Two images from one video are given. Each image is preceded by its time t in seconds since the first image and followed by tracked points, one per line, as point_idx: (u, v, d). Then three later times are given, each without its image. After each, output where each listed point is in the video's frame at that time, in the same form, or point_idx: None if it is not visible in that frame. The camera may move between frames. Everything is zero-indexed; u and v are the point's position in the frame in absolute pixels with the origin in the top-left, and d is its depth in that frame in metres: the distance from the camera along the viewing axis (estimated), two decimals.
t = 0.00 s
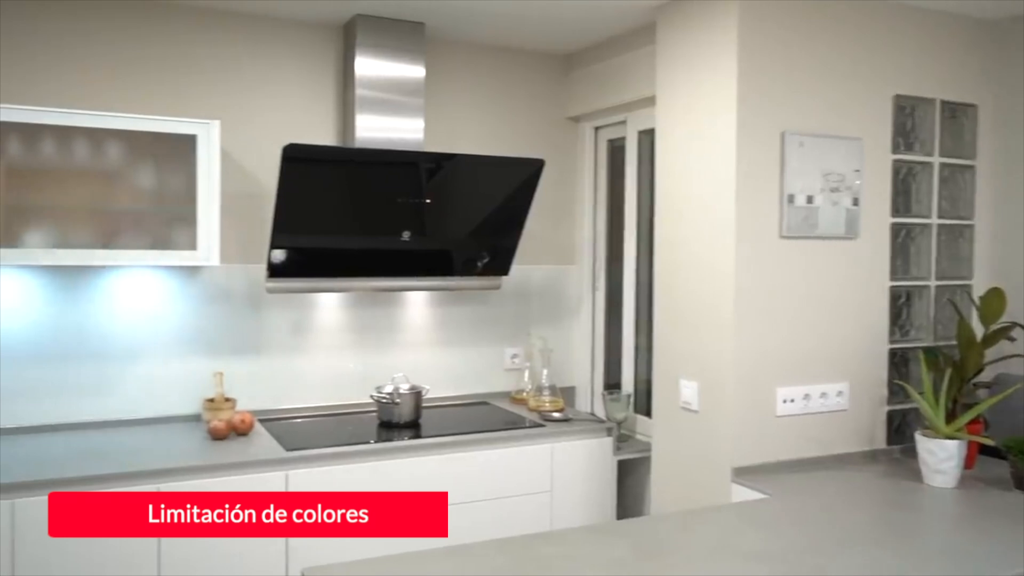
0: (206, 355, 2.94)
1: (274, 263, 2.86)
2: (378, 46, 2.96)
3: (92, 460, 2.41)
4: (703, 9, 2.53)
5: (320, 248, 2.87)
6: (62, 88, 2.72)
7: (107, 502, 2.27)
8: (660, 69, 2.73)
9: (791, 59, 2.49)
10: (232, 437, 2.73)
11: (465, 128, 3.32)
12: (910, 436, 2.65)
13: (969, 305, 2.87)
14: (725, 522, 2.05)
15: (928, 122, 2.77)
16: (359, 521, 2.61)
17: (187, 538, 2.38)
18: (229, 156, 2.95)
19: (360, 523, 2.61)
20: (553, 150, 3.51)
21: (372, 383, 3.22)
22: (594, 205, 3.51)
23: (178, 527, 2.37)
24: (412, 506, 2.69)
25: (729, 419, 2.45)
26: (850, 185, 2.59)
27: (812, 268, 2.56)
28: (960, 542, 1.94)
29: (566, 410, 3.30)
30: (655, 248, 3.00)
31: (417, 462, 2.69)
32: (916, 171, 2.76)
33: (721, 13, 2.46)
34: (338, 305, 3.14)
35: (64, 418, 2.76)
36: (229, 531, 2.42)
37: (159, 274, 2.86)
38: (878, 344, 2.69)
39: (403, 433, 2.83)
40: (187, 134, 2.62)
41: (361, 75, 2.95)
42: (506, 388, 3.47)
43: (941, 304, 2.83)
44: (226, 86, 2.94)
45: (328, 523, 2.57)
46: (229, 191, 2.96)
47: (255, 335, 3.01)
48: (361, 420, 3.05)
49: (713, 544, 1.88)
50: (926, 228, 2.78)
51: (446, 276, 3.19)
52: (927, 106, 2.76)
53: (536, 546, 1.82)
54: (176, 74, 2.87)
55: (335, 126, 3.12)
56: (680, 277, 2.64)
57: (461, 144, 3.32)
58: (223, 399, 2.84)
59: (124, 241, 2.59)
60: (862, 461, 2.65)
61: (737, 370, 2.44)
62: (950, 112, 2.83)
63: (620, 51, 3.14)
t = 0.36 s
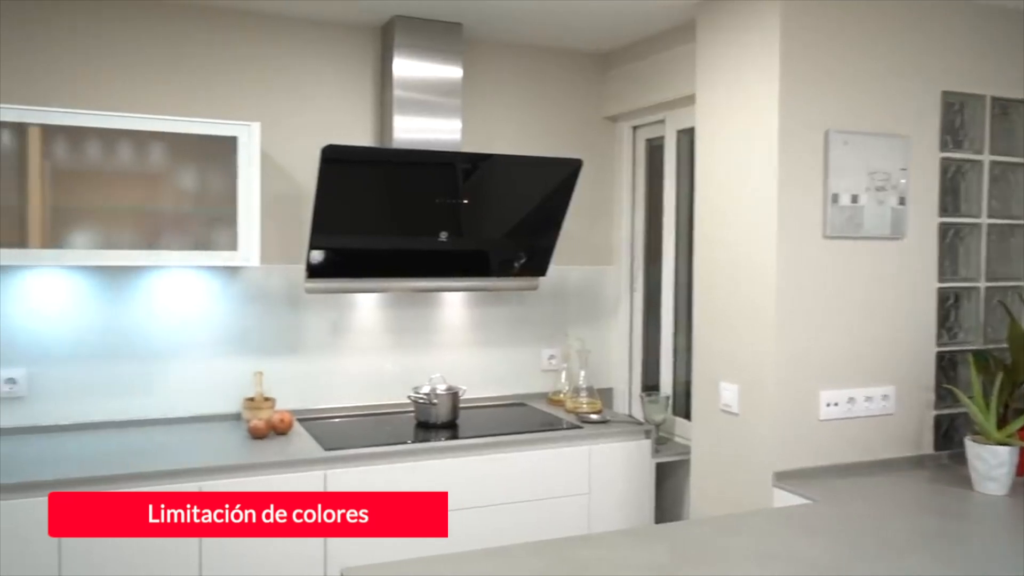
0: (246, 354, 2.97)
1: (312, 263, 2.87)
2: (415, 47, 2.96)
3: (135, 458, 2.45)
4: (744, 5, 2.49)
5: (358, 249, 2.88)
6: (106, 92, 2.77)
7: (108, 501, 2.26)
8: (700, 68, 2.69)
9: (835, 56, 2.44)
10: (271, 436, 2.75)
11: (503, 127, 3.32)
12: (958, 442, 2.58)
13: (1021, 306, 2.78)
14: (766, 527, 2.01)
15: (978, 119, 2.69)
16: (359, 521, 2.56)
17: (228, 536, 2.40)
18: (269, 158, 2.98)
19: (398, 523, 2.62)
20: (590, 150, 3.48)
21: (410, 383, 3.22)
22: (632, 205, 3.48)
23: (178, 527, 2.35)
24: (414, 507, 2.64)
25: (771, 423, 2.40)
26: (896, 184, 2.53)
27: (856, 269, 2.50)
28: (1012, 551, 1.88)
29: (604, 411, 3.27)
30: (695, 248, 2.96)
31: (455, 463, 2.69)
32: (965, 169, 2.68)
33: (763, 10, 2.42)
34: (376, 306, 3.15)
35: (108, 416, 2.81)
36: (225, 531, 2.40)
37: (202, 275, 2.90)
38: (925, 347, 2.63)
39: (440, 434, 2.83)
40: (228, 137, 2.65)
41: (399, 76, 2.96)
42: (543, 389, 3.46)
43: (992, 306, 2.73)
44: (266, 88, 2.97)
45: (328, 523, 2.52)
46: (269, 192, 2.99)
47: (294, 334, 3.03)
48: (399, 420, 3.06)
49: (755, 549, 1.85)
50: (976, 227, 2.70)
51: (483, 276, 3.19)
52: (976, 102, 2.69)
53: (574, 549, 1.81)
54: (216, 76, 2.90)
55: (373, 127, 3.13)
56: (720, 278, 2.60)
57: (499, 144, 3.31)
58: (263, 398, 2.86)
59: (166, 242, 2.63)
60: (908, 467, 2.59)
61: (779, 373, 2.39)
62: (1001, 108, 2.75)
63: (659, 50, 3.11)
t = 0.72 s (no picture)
0: (282, 354, 2.99)
1: (348, 263, 2.88)
2: (452, 47, 2.96)
3: (172, 456, 2.48)
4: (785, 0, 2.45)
5: (394, 249, 2.89)
6: (148, 94, 2.80)
7: (110, 501, 2.25)
8: (739, 65, 2.65)
9: (880, 51, 2.39)
10: (308, 435, 2.76)
11: (539, 127, 3.30)
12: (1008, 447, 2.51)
13: None
14: (809, 532, 1.97)
15: None
16: (359, 521, 2.51)
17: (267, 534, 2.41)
18: (306, 159, 3.00)
19: (434, 523, 2.61)
20: (627, 149, 3.45)
21: (445, 384, 3.22)
22: (669, 205, 3.44)
23: (178, 527, 2.34)
24: (412, 506, 2.59)
25: (813, 426, 2.36)
26: (943, 182, 2.47)
27: (902, 269, 2.44)
28: None
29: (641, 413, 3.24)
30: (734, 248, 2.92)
31: (490, 464, 2.68)
32: (1015, 167, 2.61)
33: (805, 5, 2.37)
34: (412, 306, 3.16)
35: (146, 414, 2.85)
36: (230, 531, 2.38)
37: (241, 274, 2.93)
38: (973, 349, 2.56)
39: (476, 435, 2.83)
40: (266, 137, 2.67)
41: (435, 77, 2.96)
42: (579, 390, 3.43)
43: None
44: (304, 89, 2.99)
45: (328, 523, 2.48)
46: (307, 193, 3.00)
47: (330, 334, 3.05)
48: (434, 420, 3.06)
49: (797, 554, 1.81)
50: None
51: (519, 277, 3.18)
52: None
53: (613, 552, 1.78)
54: (255, 78, 2.93)
55: (409, 127, 3.13)
56: (761, 278, 2.56)
57: (534, 144, 3.29)
58: (300, 398, 2.88)
59: (205, 242, 2.65)
60: (955, 472, 2.52)
61: (821, 375, 2.35)
62: None
63: (697, 47, 3.08)
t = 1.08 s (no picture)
0: (317, 353, 3.01)
1: (383, 263, 2.89)
2: (486, 47, 2.95)
3: (208, 454, 2.50)
4: None
5: (428, 249, 2.88)
6: (185, 95, 2.83)
7: (110, 501, 2.25)
8: (778, 62, 2.60)
9: (925, 46, 2.33)
10: (343, 434, 2.77)
11: (573, 126, 3.27)
12: None
13: None
14: (851, 538, 1.92)
15: None
16: (359, 521, 2.47)
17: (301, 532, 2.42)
18: (342, 159, 3.01)
19: (468, 524, 2.61)
20: (663, 148, 3.41)
21: (480, 384, 3.21)
22: (706, 204, 3.39)
23: (178, 528, 2.33)
24: (412, 506, 2.54)
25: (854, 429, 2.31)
26: (991, 180, 2.40)
27: (947, 269, 2.38)
28: None
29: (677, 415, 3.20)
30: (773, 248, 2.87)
31: (525, 465, 2.66)
32: None
33: None
34: (446, 305, 3.15)
35: (182, 412, 2.88)
36: (241, 531, 2.37)
37: (277, 274, 2.95)
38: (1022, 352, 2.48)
39: (510, 435, 2.82)
40: (301, 138, 2.68)
41: (469, 77, 2.95)
42: (614, 391, 3.40)
43: None
44: (339, 90, 3.00)
45: (328, 523, 2.45)
46: (342, 193, 3.01)
47: (365, 333, 3.06)
48: (468, 421, 3.05)
49: (839, 561, 1.77)
50: None
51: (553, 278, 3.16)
52: None
53: (649, 556, 1.76)
54: (290, 79, 2.94)
55: (444, 127, 3.13)
56: (800, 279, 2.51)
57: (568, 143, 3.27)
58: (336, 398, 2.89)
59: (242, 242, 2.67)
60: (1004, 479, 2.45)
61: (863, 378, 2.29)
62: None
63: (735, 44, 3.03)
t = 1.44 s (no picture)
0: (352, 352, 3.01)
1: (416, 263, 2.89)
2: (520, 46, 2.93)
3: (243, 452, 2.52)
4: None
5: (462, 248, 2.87)
6: (222, 96, 2.86)
7: (109, 501, 2.26)
8: (818, 58, 2.55)
9: (972, 41, 2.26)
10: (376, 434, 2.77)
11: (607, 125, 3.24)
12: None
13: None
14: (894, 544, 1.87)
15: None
16: (359, 521, 2.45)
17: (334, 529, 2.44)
18: (376, 160, 3.01)
19: (502, 526, 2.59)
20: (698, 147, 3.36)
21: (513, 384, 3.20)
22: (743, 204, 3.34)
23: (178, 527, 2.33)
24: (411, 506, 2.50)
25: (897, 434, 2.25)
26: None
27: (994, 270, 2.32)
28: None
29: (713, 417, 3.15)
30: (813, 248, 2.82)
31: (558, 466, 2.65)
32: None
33: None
34: (480, 305, 3.14)
35: (183, 412, 2.87)
36: (239, 531, 2.36)
37: (313, 274, 2.96)
38: None
39: (544, 436, 2.80)
40: (336, 138, 2.69)
41: (503, 76, 2.94)
42: (649, 393, 3.36)
43: None
44: (373, 90, 3.00)
45: (328, 523, 2.43)
46: (376, 193, 3.02)
47: (399, 333, 3.06)
48: (502, 421, 3.04)
49: (882, 567, 1.72)
50: None
51: (587, 278, 3.13)
52: None
53: (686, 561, 1.73)
54: (325, 80, 2.96)
55: (477, 127, 3.12)
56: (841, 280, 2.45)
57: (602, 142, 3.24)
58: (369, 397, 2.89)
59: (278, 242, 2.69)
60: None
61: (906, 381, 2.24)
62: None
63: (774, 41, 2.98)
